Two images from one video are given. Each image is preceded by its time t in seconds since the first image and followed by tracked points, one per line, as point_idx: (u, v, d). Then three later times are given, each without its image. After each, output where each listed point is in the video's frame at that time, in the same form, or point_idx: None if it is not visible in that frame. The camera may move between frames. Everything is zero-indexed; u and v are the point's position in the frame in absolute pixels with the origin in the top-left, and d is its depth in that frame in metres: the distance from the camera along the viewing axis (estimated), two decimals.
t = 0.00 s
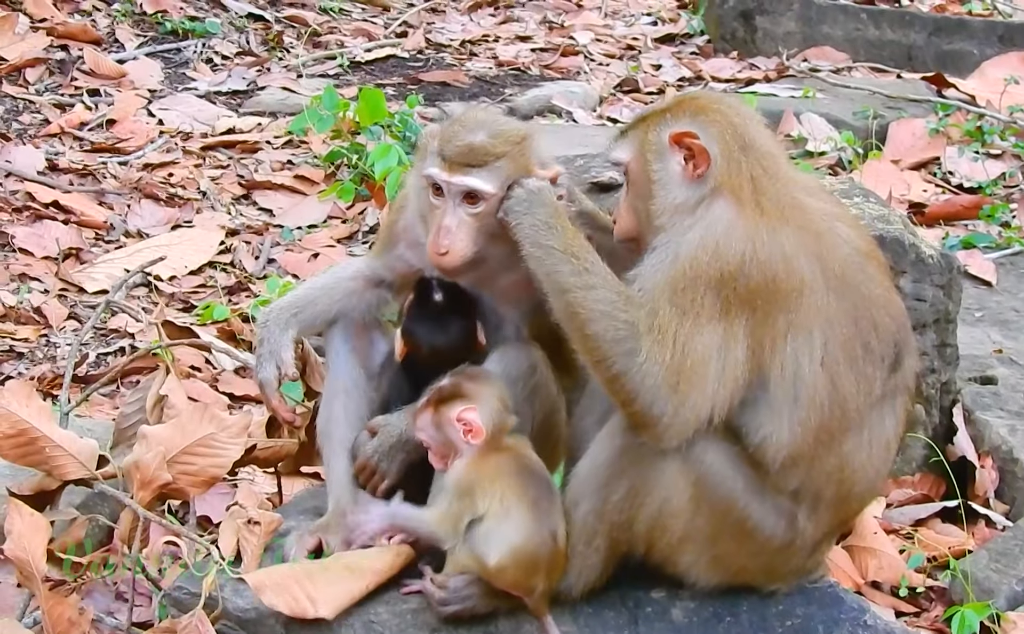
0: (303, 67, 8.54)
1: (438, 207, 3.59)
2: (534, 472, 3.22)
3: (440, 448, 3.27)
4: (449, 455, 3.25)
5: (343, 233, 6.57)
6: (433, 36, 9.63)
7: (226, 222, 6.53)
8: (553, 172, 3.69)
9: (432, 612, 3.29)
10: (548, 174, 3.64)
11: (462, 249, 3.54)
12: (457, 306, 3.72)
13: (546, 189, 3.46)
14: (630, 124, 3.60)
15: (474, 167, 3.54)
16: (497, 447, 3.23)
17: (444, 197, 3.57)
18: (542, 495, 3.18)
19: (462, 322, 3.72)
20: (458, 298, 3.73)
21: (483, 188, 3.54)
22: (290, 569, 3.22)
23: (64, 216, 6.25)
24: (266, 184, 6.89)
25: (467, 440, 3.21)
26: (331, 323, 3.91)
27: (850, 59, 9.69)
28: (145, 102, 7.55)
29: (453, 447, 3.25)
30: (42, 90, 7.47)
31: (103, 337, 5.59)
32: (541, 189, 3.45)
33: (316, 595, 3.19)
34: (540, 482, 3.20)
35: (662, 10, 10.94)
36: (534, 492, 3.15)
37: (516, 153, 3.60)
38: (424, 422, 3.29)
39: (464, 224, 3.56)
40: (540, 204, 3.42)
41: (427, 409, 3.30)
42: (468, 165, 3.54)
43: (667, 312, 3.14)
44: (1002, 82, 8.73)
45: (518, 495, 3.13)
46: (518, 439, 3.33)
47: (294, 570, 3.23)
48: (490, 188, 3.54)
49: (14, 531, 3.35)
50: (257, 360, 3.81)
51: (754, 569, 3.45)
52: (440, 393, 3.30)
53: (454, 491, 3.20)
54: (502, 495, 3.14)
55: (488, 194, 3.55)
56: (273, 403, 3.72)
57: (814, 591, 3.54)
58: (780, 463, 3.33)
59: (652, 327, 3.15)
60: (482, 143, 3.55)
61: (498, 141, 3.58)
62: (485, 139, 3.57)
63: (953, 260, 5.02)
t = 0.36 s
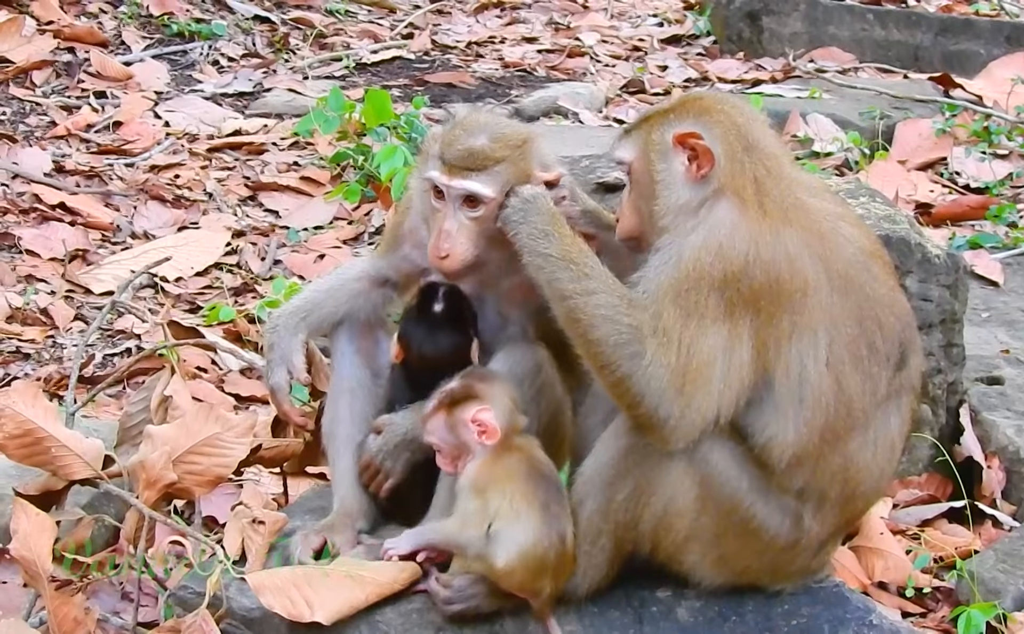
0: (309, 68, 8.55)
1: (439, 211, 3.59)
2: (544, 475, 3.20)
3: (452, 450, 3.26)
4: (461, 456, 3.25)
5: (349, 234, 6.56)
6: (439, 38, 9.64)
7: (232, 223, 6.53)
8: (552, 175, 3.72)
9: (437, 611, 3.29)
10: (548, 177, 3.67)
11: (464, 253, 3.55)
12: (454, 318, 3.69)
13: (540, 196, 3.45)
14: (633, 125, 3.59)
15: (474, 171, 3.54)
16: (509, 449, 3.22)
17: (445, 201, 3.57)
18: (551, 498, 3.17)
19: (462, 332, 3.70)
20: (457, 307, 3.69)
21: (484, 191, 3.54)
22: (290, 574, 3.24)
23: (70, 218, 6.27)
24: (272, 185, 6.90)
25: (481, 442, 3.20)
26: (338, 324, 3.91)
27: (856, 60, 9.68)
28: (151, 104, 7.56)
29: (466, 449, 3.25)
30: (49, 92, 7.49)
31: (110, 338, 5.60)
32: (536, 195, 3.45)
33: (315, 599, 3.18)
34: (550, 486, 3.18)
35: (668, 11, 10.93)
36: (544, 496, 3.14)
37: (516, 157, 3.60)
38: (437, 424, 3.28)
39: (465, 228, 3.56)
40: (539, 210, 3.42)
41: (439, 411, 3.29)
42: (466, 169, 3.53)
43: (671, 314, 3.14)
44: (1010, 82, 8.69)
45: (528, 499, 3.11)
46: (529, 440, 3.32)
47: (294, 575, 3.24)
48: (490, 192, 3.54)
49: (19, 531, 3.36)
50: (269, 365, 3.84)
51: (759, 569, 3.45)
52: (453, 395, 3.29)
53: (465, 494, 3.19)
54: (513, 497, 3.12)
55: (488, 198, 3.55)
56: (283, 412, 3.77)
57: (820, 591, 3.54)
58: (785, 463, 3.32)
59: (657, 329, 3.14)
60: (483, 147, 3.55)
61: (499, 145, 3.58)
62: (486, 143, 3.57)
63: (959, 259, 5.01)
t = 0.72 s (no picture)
0: (320, 67, 8.57)
1: (449, 209, 3.59)
2: (552, 472, 3.22)
3: (462, 457, 3.25)
4: (472, 462, 3.24)
5: (361, 232, 6.57)
6: (451, 37, 9.65)
7: (243, 222, 6.55)
8: (563, 174, 3.69)
9: (447, 609, 3.28)
10: (556, 178, 3.64)
11: (474, 252, 3.55)
12: (450, 322, 3.66)
13: (549, 196, 3.46)
14: (644, 122, 3.59)
15: (485, 170, 3.54)
16: (517, 450, 3.21)
17: (455, 199, 3.57)
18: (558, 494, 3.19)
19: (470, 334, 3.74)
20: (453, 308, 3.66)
21: (495, 190, 3.54)
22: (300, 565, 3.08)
23: (81, 216, 6.29)
24: (283, 183, 6.91)
25: (491, 443, 3.19)
26: (348, 323, 3.92)
27: (868, 60, 9.67)
28: (163, 102, 7.58)
29: (476, 453, 3.23)
30: (61, 90, 7.51)
31: (121, 336, 5.62)
32: (546, 196, 3.46)
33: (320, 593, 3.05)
34: (558, 481, 3.20)
35: (680, 11, 10.93)
36: (552, 492, 3.16)
37: (528, 156, 3.60)
38: (445, 433, 3.27)
39: (475, 226, 3.56)
40: (549, 209, 3.42)
41: (447, 419, 3.27)
42: (477, 168, 3.53)
43: (683, 312, 3.13)
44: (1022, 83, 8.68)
45: (540, 495, 3.13)
46: (535, 441, 3.31)
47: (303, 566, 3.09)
48: (500, 191, 3.54)
49: (29, 527, 3.37)
50: (280, 365, 3.82)
51: (769, 567, 3.44)
52: (458, 401, 3.27)
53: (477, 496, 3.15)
54: (525, 495, 3.12)
55: (498, 197, 3.55)
56: (295, 407, 3.73)
57: (829, 590, 3.53)
58: (796, 460, 3.32)
59: (670, 327, 3.14)
60: (493, 147, 3.55)
61: (510, 144, 3.58)
62: (496, 142, 3.57)
63: (971, 259, 5.00)
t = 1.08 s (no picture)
0: (322, 66, 8.58)
1: (452, 208, 3.60)
2: (555, 474, 3.19)
3: (463, 462, 3.28)
4: (473, 467, 3.26)
5: (363, 232, 6.57)
6: (452, 36, 9.65)
7: (245, 221, 6.56)
8: (565, 173, 3.68)
9: (450, 609, 3.29)
10: (558, 178, 3.63)
11: (476, 250, 3.56)
12: (447, 302, 3.66)
13: (550, 198, 3.46)
14: (648, 119, 3.59)
15: (486, 170, 3.54)
16: (520, 454, 3.20)
17: (457, 199, 3.57)
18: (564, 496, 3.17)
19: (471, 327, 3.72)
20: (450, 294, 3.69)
21: (496, 190, 3.54)
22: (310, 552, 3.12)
23: (83, 215, 6.29)
24: (285, 183, 6.92)
25: (490, 449, 3.20)
26: (352, 323, 3.93)
27: (870, 58, 9.67)
28: (164, 102, 7.59)
29: (476, 459, 3.25)
30: (62, 90, 7.52)
31: (122, 336, 5.63)
32: (547, 199, 3.45)
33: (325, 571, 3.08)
34: (560, 483, 3.18)
35: (683, 10, 10.93)
36: (557, 494, 3.13)
37: (530, 155, 3.60)
38: (446, 438, 3.28)
39: (479, 226, 3.56)
40: (551, 211, 3.43)
41: (447, 425, 3.28)
42: (479, 167, 3.54)
43: (688, 311, 3.14)
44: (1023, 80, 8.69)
45: (542, 497, 3.10)
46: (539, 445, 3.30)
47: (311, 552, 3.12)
48: (502, 191, 3.54)
49: (30, 527, 3.38)
50: (284, 366, 3.84)
51: (772, 565, 3.45)
52: (458, 406, 3.28)
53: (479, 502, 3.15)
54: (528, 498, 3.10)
55: (500, 197, 3.55)
56: (298, 408, 3.76)
57: (832, 587, 3.54)
58: (800, 458, 3.33)
59: (674, 326, 3.15)
60: (496, 146, 3.56)
61: (512, 144, 3.58)
62: (499, 142, 3.58)
63: (973, 256, 5.01)
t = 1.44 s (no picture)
0: (314, 68, 8.57)
1: (428, 186, 3.63)
2: (548, 477, 3.16)
3: (448, 462, 3.24)
4: (459, 467, 3.23)
5: (354, 233, 6.56)
6: (444, 38, 9.65)
7: (237, 223, 6.55)
8: (545, 162, 3.67)
9: (444, 609, 3.27)
10: (535, 164, 3.63)
11: (449, 229, 3.58)
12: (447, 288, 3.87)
13: (540, 203, 3.44)
14: (642, 118, 3.60)
15: (462, 148, 3.58)
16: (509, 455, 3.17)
17: (434, 176, 3.61)
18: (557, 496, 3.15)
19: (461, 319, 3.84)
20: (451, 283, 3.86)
21: (469, 168, 3.56)
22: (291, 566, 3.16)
23: (74, 218, 6.29)
24: (277, 184, 6.92)
25: (477, 450, 3.17)
26: (347, 324, 3.90)
27: (861, 60, 9.69)
28: (155, 104, 7.58)
29: (462, 459, 3.22)
30: (53, 92, 7.51)
31: (114, 337, 5.62)
32: (537, 203, 3.44)
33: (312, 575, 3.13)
34: (555, 485, 3.15)
35: (674, 11, 10.93)
36: (551, 495, 3.11)
37: (509, 137, 3.63)
38: (433, 435, 3.25)
39: (451, 203, 3.58)
40: (540, 214, 3.42)
41: (436, 422, 3.25)
42: (454, 145, 3.58)
43: (683, 312, 3.14)
44: (1013, 81, 8.72)
45: (535, 499, 3.08)
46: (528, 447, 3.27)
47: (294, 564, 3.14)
48: (476, 169, 3.57)
49: (21, 529, 3.37)
50: (279, 364, 3.83)
51: (766, 564, 3.45)
52: (449, 404, 3.26)
53: (467, 503, 3.08)
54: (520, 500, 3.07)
55: (474, 175, 3.57)
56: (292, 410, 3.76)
57: (825, 586, 3.54)
58: (793, 457, 3.33)
59: (669, 327, 3.15)
60: (476, 126, 3.60)
61: (492, 125, 3.62)
62: (481, 123, 3.62)
63: (964, 257, 5.01)
